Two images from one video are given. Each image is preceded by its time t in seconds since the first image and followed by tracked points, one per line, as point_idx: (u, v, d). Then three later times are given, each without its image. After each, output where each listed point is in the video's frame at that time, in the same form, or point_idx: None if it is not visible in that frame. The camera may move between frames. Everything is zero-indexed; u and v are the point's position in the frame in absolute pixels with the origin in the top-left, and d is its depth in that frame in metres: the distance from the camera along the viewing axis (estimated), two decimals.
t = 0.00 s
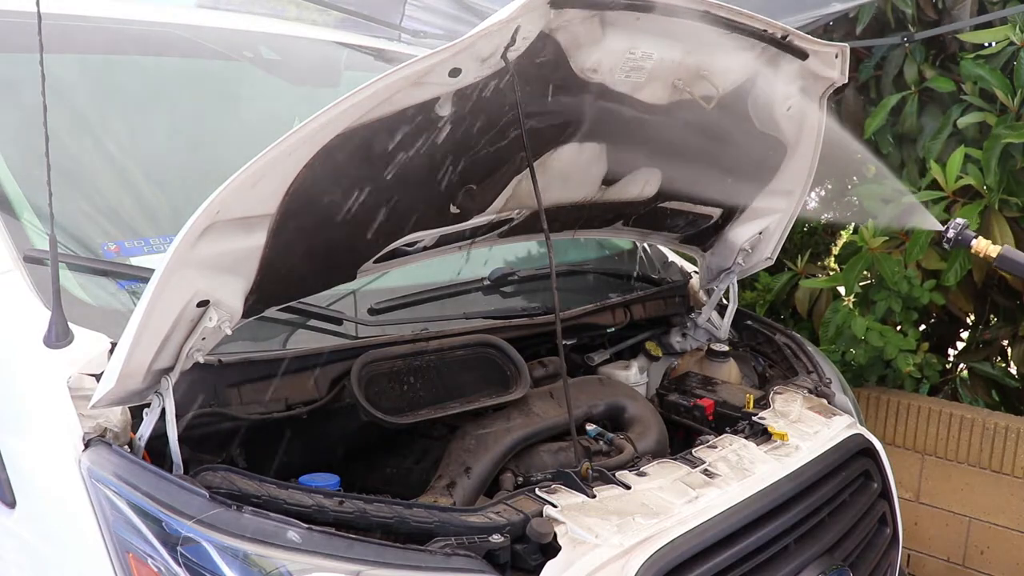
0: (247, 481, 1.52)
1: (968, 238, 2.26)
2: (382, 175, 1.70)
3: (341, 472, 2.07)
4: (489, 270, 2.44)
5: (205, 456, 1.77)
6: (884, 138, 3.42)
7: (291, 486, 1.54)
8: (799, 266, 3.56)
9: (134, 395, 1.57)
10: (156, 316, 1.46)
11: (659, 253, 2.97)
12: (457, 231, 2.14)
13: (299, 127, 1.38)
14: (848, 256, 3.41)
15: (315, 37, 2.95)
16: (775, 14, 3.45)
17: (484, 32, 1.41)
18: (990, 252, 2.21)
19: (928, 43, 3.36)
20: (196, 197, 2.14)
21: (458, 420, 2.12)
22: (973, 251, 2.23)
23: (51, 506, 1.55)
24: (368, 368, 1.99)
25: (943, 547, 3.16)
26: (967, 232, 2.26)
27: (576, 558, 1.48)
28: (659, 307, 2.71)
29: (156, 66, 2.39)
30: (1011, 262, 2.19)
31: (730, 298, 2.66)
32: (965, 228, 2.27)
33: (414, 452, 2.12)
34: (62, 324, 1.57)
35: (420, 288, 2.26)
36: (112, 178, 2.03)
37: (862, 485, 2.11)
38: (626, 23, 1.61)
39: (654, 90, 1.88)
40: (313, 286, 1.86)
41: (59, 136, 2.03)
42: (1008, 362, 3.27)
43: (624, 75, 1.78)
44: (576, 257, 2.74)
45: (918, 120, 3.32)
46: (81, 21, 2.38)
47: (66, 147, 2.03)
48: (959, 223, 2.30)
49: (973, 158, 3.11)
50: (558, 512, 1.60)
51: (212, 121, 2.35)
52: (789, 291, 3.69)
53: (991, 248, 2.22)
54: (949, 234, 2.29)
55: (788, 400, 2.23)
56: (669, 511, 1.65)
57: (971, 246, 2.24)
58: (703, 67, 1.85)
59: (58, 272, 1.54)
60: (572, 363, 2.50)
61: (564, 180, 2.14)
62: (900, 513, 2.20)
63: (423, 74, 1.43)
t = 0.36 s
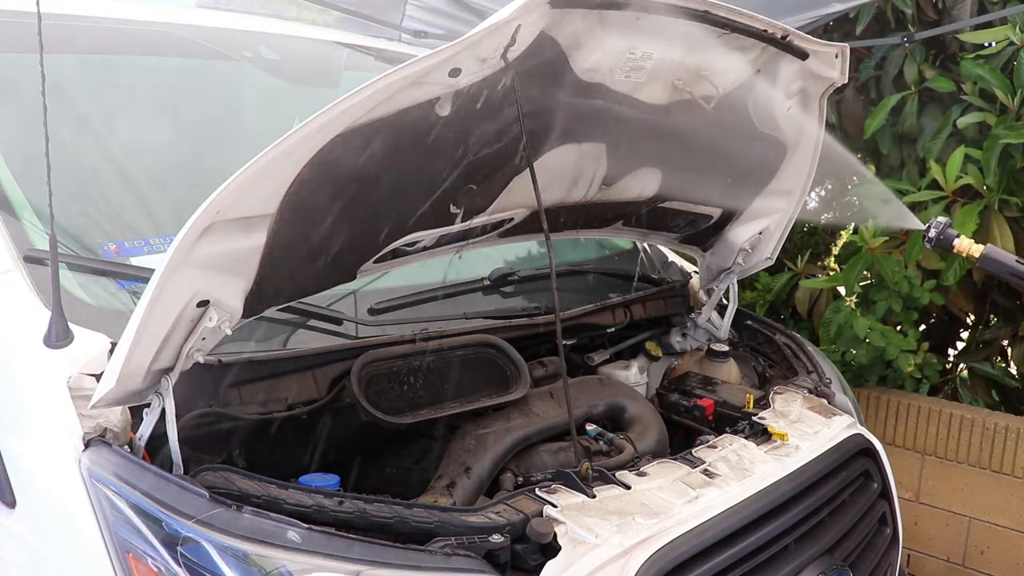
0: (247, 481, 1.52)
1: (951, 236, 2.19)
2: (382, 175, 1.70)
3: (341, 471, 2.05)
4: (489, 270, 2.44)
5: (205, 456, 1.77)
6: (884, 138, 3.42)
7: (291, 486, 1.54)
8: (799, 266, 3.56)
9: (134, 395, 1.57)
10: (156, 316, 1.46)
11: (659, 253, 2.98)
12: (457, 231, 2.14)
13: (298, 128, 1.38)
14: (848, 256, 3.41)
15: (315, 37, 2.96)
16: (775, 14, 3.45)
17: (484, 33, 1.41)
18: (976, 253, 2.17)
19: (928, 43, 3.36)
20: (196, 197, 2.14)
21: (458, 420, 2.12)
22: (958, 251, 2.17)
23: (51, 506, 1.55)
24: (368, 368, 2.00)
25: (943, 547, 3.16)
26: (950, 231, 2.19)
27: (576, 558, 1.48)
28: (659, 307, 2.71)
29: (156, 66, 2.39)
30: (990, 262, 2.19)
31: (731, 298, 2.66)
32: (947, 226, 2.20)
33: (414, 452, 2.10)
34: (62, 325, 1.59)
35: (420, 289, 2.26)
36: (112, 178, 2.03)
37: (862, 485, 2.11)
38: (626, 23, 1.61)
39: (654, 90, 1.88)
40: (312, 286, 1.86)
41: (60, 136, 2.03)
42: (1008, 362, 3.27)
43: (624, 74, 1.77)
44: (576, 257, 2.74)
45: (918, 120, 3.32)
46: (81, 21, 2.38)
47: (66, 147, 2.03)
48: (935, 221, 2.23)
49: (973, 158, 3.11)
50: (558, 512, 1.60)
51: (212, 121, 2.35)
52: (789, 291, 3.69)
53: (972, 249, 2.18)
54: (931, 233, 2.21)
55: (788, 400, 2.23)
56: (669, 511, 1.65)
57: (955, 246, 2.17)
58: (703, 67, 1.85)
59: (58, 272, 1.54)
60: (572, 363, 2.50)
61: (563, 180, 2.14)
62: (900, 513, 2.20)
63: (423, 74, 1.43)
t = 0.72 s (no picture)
0: (248, 481, 1.52)
1: (933, 235, 2.10)
2: (382, 175, 1.70)
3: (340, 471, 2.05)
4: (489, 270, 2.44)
5: (205, 456, 1.77)
6: (884, 138, 3.42)
7: (291, 486, 1.54)
8: (799, 266, 3.56)
9: (134, 395, 1.57)
10: (156, 316, 1.46)
11: (659, 253, 2.98)
12: (457, 231, 2.14)
13: (298, 128, 1.38)
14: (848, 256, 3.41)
15: (315, 37, 2.95)
16: (775, 14, 3.45)
17: (484, 32, 1.41)
18: (958, 253, 2.07)
19: (928, 43, 3.37)
20: (196, 197, 2.14)
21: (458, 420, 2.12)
22: (939, 250, 2.08)
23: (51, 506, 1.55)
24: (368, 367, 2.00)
25: (943, 547, 3.16)
26: (932, 230, 2.10)
27: (576, 558, 1.48)
28: (659, 307, 2.71)
29: (156, 65, 2.39)
30: (973, 262, 2.08)
31: (731, 298, 2.66)
32: (930, 226, 2.11)
33: (414, 452, 2.11)
34: (61, 324, 1.58)
35: (420, 289, 2.26)
36: (111, 178, 2.03)
37: (862, 485, 2.11)
38: (626, 22, 1.61)
39: (654, 90, 1.88)
40: (312, 287, 1.86)
41: (59, 136, 2.03)
42: (1008, 362, 3.27)
43: (623, 75, 1.77)
44: (576, 257, 2.74)
45: (918, 120, 3.32)
46: (82, 21, 2.38)
47: (66, 147, 2.03)
48: (918, 218, 2.14)
49: (973, 158, 3.11)
50: (558, 512, 1.60)
51: (212, 121, 2.35)
52: (789, 291, 3.69)
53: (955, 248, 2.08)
54: (912, 231, 2.13)
55: (788, 400, 2.23)
56: (669, 511, 1.65)
57: (937, 245, 2.09)
58: (703, 67, 1.85)
59: (58, 272, 1.54)
60: (572, 363, 2.50)
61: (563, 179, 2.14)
62: (900, 513, 2.20)
63: (423, 74, 1.43)
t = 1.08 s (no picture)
0: (248, 481, 1.52)
1: (924, 231, 2.05)
2: (381, 176, 1.70)
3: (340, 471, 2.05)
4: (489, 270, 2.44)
5: (205, 456, 1.77)
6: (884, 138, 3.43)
7: (291, 486, 1.54)
8: (799, 266, 3.56)
9: (134, 395, 1.57)
10: (156, 316, 1.46)
11: (659, 253, 2.98)
12: (456, 231, 2.14)
13: (299, 128, 1.37)
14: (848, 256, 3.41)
15: (315, 37, 2.95)
16: (775, 14, 3.45)
17: (484, 32, 1.40)
18: (948, 249, 2.03)
19: (928, 43, 3.37)
20: (196, 196, 2.14)
21: (458, 420, 2.12)
22: (930, 247, 2.04)
23: (51, 506, 1.55)
24: (368, 367, 2.00)
25: (943, 547, 3.16)
26: (922, 226, 2.05)
27: (576, 558, 1.48)
28: (659, 307, 2.71)
29: (156, 66, 2.39)
30: (964, 259, 2.05)
31: (730, 298, 2.66)
32: (920, 222, 2.06)
33: (415, 452, 2.12)
34: (61, 324, 1.57)
35: (420, 289, 2.26)
36: (112, 178, 2.03)
37: (862, 485, 2.11)
38: (626, 22, 1.61)
39: (654, 91, 1.88)
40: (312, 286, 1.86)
41: (60, 136, 2.03)
42: (1008, 362, 3.27)
43: (623, 74, 1.77)
44: (576, 257, 2.74)
45: (918, 120, 3.32)
46: (82, 21, 2.38)
47: (66, 146, 2.03)
48: (908, 212, 2.09)
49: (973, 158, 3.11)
50: (558, 512, 1.60)
51: (212, 121, 2.35)
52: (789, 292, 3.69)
53: (946, 244, 2.04)
54: (902, 227, 2.07)
55: (788, 400, 2.23)
56: (669, 511, 1.65)
57: (927, 242, 2.04)
58: (703, 67, 1.85)
59: (58, 272, 1.54)
60: (572, 364, 2.50)
61: (563, 179, 2.14)
62: (900, 513, 2.20)
63: (424, 74, 1.43)
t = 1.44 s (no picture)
0: (248, 482, 1.52)
1: (900, 255, 2.00)
2: (381, 176, 1.70)
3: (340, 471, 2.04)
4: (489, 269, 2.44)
5: (206, 456, 1.77)
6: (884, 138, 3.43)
7: (291, 486, 1.54)
8: (799, 266, 3.56)
9: (134, 396, 1.57)
10: (156, 317, 1.46)
11: (659, 253, 2.97)
12: (456, 231, 2.14)
13: (299, 128, 1.37)
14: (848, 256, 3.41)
15: (315, 36, 2.95)
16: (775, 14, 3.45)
17: (484, 32, 1.40)
18: (926, 275, 1.99)
19: (928, 43, 3.37)
20: (196, 197, 2.14)
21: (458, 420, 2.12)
22: (908, 271, 1.99)
23: (51, 507, 1.55)
24: (368, 367, 2.00)
25: (943, 547, 3.16)
26: (899, 250, 2.00)
27: (576, 558, 1.48)
28: (659, 307, 2.71)
29: (155, 66, 2.39)
30: (942, 284, 2.02)
31: (730, 298, 2.66)
32: (896, 245, 2.00)
33: (414, 452, 2.12)
34: (61, 324, 1.57)
35: (420, 289, 2.26)
36: (112, 178, 2.03)
37: (862, 485, 2.11)
38: (626, 22, 1.61)
39: (654, 91, 1.87)
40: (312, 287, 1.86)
41: (60, 137, 2.03)
42: (1008, 362, 3.27)
43: (623, 75, 1.77)
44: (576, 257, 2.73)
45: (918, 120, 3.32)
46: (81, 21, 2.37)
47: (66, 146, 2.03)
48: (883, 235, 2.03)
49: (973, 158, 3.11)
50: (558, 512, 1.60)
51: (212, 121, 2.35)
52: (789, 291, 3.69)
53: (923, 268, 1.99)
54: (878, 252, 2.01)
55: (788, 400, 2.23)
56: (669, 511, 1.65)
57: (905, 266, 1.99)
58: (703, 67, 1.85)
59: (58, 272, 1.54)
60: (572, 364, 2.50)
61: (563, 179, 2.14)
62: (900, 513, 2.20)
63: (423, 74, 1.42)
